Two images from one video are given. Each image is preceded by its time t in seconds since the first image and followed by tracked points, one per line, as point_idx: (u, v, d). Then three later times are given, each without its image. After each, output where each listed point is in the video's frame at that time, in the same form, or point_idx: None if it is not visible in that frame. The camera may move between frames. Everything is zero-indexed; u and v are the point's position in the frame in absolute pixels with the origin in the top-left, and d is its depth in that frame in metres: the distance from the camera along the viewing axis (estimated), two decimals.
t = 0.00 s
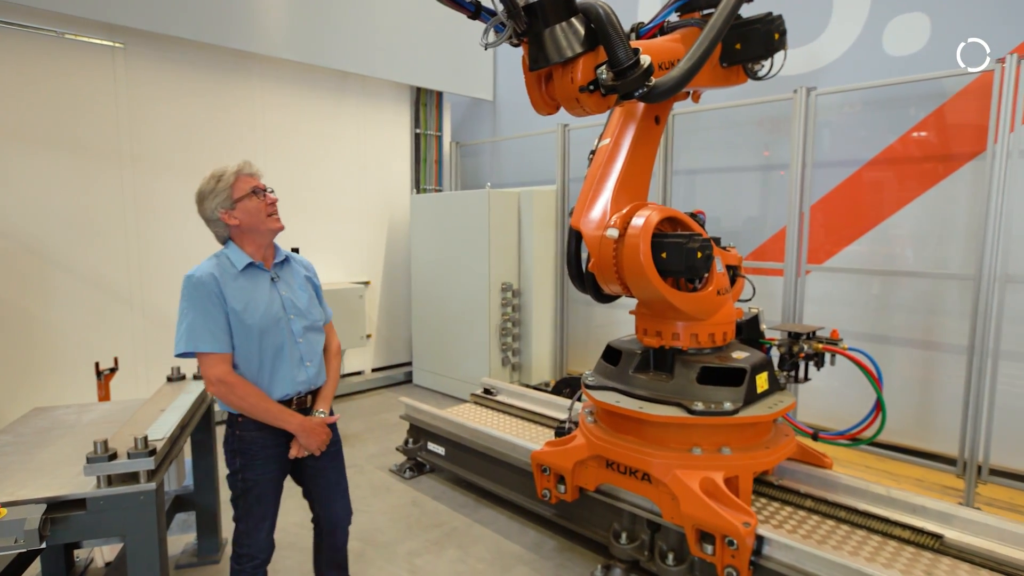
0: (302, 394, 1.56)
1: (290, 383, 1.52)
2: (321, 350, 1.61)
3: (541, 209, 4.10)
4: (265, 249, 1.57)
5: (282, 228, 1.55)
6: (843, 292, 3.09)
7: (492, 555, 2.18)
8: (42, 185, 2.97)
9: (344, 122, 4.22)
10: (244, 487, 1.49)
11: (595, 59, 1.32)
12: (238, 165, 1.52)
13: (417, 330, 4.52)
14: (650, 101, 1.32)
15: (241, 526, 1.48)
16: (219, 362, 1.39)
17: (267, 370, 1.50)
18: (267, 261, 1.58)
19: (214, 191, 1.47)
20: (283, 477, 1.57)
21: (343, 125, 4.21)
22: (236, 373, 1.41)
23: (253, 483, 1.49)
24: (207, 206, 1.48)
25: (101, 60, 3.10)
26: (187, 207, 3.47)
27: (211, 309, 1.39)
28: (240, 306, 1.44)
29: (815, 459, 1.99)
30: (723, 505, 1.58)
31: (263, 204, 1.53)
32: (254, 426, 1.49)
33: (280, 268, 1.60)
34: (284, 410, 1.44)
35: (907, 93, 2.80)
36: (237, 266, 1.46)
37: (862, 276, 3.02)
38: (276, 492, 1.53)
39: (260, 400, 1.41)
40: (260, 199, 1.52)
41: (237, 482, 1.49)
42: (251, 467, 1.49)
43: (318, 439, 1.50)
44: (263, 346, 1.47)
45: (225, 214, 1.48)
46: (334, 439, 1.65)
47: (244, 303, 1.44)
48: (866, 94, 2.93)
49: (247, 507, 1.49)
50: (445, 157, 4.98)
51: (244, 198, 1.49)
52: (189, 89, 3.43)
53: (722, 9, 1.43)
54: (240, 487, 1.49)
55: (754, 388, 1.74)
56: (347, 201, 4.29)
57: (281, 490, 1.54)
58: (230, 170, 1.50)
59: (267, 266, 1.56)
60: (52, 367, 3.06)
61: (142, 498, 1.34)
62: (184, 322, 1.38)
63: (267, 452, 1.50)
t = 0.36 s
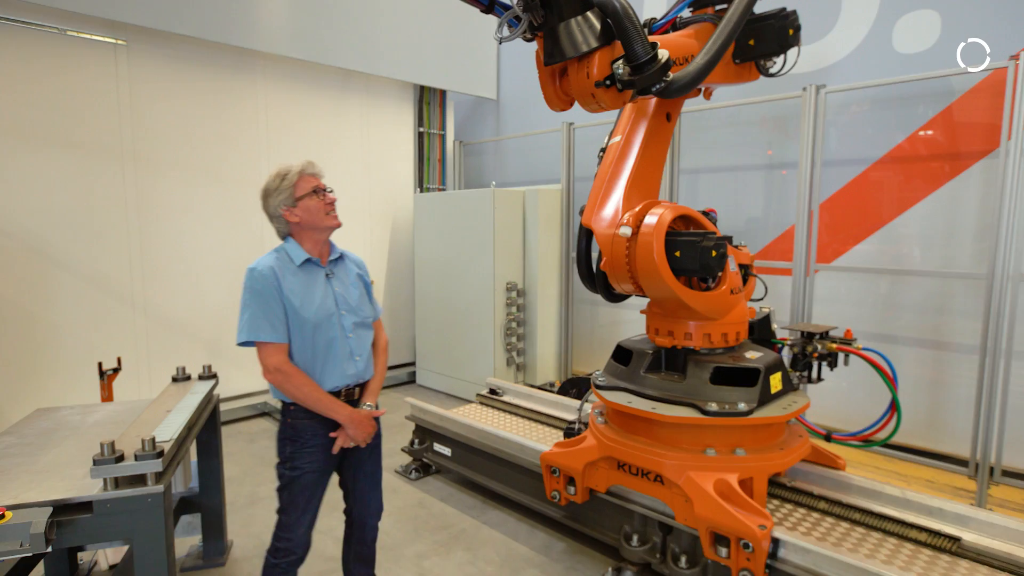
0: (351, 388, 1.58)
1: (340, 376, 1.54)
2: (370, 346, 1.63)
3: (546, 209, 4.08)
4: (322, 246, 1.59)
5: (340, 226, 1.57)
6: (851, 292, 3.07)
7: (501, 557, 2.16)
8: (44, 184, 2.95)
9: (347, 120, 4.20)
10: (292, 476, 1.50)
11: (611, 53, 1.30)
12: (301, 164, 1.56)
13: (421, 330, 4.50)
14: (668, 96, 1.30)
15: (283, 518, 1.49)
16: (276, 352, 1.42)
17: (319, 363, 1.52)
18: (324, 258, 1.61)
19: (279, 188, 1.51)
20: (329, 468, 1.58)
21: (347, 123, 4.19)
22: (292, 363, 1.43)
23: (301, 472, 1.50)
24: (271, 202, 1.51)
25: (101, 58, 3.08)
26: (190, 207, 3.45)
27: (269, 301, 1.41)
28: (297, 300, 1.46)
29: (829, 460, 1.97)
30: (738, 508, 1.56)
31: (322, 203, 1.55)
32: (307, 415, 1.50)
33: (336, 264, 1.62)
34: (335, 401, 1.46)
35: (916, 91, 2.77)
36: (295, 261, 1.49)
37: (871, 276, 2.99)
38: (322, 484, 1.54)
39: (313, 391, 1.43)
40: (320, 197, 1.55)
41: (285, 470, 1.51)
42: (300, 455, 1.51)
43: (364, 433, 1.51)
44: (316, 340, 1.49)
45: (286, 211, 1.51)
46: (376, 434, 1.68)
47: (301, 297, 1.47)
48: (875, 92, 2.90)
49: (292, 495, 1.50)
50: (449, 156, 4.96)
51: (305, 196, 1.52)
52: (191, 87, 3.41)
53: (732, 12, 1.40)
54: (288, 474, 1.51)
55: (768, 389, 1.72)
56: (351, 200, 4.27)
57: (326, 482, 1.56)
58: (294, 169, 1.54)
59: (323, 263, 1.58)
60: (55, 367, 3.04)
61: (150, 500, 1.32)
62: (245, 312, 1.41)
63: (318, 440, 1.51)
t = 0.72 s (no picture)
0: (382, 420, 1.68)
1: (371, 406, 1.64)
2: (405, 379, 1.75)
3: (550, 244, 4.10)
4: (366, 278, 1.73)
5: (382, 260, 1.69)
6: (858, 328, 3.07)
7: None
8: (51, 220, 2.96)
9: (352, 157, 4.26)
10: (331, 507, 1.62)
11: (627, 93, 1.32)
12: (353, 201, 1.72)
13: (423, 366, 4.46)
14: (684, 134, 1.35)
15: (328, 549, 1.61)
16: (311, 378, 1.54)
17: (353, 392, 1.64)
18: (366, 290, 1.74)
19: (330, 221, 1.68)
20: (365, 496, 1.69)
21: (352, 161, 4.26)
22: (325, 390, 1.56)
23: (339, 501, 1.62)
24: (322, 235, 1.68)
25: (112, 97, 3.14)
26: (194, 242, 3.46)
27: (310, 329, 1.56)
28: (336, 330, 1.60)
29: (851, 500, 1.92)
30: (761, 551, 1.51)
31: (367, 237, 1.68)
32: (338, 443, 1.63)
33: (378, 297, 1.76)
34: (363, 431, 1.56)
35: (915, 130, 2.83)
36: (337, 291, 1.64)
37: (877, 311, 2.99)
38: (361, 511, 1.65)
39: (343, 418, 1.54)
40: (366, 232, 1.69)
41: (324, 503, 1.63)
42: (334, 485, 1.62)
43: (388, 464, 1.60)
44: (351, 369, 1.62)
45: (335, 242, 1.67)
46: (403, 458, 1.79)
47: (340, 328, 1.60)
48: (875, 131, 2.96)
49: (333, 527, 1.61)
50: (452, 192, 5.03)
51: (353, 230, 1.66)
52: (199, 125, 3.46)
53: (745, 49, 1.46)
54: (326, 507, 1.63)
55: (788, 427, 1.68)
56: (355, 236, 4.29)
57: (363, 508, 1.66)
58: (346, 205, 1.70)
59: (365, 294, 1.72)
60: (53, 406, 2.99)
61: (152, 546, 1.26)
62: (287, 338, 1.55)
63: (349, 468, 1.63)
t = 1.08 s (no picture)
0: (400, 466, 1.74)
1: (390, 453, 1.71)
2: (423, 425, 1.82)
3: (553, 292, 4.12)
4: (381, 323, 1.84)
5: (395, 307, 1.79)
6: (864, 375, 3.06)
7: None
8: (55, 268, 2.99)
9: (357, 206, 4.33)
10: (344, 562, 1.67)
11: (642, 141, 1.35)
12: (367, 249, 1.85)
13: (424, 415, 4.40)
14: (697, 182, 1.37)
15: None
16: (330, 425, 1.63)
17: (372, 438, 1.71)
18: (382, 336, 1.85)
19: (344, 268, 1.81)
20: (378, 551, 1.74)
21: (356, 210, 4.33)
22: (341, 438, 1.63)
23: (352, 556, 1.67)
24: (337, 281, 1.82)
25: (121, 147, 3.22)
26: (197, 289, 3.47)
27: (329, 376, 1.67)
28: (354, 376, 1.70)
29: (873, 553, 1.86)
30: None
31: (381, 284, 1.80)
32: (356, 495, 1.69)
33: (394, 342, 1.87)
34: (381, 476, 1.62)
35: (909, 180, 2.90)
36: (354, 337, 1.76)
37: (883, 358, 2.99)
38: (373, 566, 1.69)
39: (361, 465, 1.61)
40: (379, 279, 1.81)
41: (338, 557, 1.69)
42: (348, 540, 1.68)
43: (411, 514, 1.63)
44: (370, 414, 1.71)
45: (350, 289, 1.80)
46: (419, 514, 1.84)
47: (358, 374, 1.71)
48: (870, 181, 3.03)
49: None
50: (454, 241, 5.10)
51: (367, 277, 1.79)
52: (207, 175, 3.54)
53: (752, 102, 1.52)
54: (339, 560, 1.68)
55: (807, 476, 1.65)
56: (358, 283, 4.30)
57: (376, 564, 1.70)
58: (360, 253, 1.83)
59: (381, 339, 1.84)
60: (44, 457, 2.93)
61: None
62: (304, 385, 1.64)
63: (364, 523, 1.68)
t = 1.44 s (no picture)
0: (398, 519, 1.69)
1: (387, 505, 1.67)
2: (420, 473, 1.78)
3: (540, 335, 4.09)
4: (372, 369, 1.81)
5: (383, 351, 1.76)
6: (853, 419, 3.05)
7: None
8: (26, 310, 2.88)
9: (342, 249, 4.31)
10: None
11: (641, 184, 1.37)
12: (353, 292, 1.82)
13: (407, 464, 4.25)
14: (697, 225, 1.39)
15: None
16: (322, 478, 1.59)
17: (368, 489, 1.67)
18: (375, 380, 1.82)
19: (330, 315, 1.79)
20: None
21: (341, 253, 4.30)
22: (334, 491, 1.59)
23: None
24: (325, 327, 1.80)
25: (103, 187, 3.18)
26: (174, 332, 3.37)
27: (321, 426, 1.64)
28: (347, 424, 1.67)
29: None
30: None
31: (367, 328, 1.77)
32: (349, 553, 1.64)
33: (388, 387, 1.84)
34: (377, 531, 1.57)
35: (887, 227, 2.99)
36: (345, 384, 1.74)
37: (870, 402, 3.00)
38: None
39: (356, 519, 1.56)
40: (366, 322, 1.77)
41: None
42: None
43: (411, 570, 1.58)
44: (364, 464, 1.67)
45: (337, 335, 1.79)
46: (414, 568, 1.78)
47: (351, 422, 1.68)
48: (850, 227, 3.11)
49: None
50: (439, 284, 5.07)
51: (352, 323, 1.76)
52: (190, 216, 3.50)
53: (744, 147, 1.57)
54: None
55: (811, 526, 1.60)
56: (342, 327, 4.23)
57: None
58: (345, 297, 1.80)
59: (373, 385, 1.80)
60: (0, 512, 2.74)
61: None
62: (295, 437, 1.62)
63: None
